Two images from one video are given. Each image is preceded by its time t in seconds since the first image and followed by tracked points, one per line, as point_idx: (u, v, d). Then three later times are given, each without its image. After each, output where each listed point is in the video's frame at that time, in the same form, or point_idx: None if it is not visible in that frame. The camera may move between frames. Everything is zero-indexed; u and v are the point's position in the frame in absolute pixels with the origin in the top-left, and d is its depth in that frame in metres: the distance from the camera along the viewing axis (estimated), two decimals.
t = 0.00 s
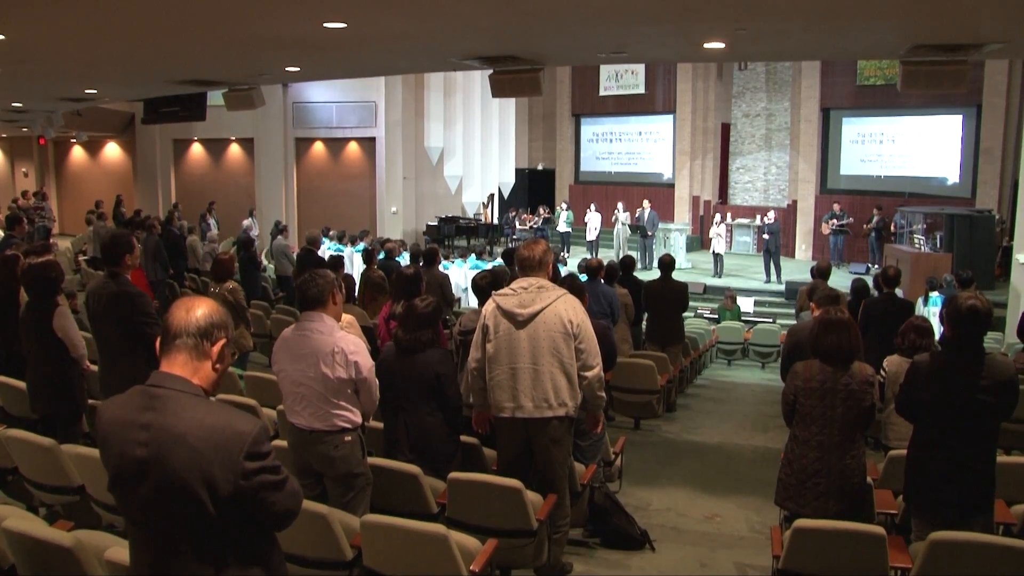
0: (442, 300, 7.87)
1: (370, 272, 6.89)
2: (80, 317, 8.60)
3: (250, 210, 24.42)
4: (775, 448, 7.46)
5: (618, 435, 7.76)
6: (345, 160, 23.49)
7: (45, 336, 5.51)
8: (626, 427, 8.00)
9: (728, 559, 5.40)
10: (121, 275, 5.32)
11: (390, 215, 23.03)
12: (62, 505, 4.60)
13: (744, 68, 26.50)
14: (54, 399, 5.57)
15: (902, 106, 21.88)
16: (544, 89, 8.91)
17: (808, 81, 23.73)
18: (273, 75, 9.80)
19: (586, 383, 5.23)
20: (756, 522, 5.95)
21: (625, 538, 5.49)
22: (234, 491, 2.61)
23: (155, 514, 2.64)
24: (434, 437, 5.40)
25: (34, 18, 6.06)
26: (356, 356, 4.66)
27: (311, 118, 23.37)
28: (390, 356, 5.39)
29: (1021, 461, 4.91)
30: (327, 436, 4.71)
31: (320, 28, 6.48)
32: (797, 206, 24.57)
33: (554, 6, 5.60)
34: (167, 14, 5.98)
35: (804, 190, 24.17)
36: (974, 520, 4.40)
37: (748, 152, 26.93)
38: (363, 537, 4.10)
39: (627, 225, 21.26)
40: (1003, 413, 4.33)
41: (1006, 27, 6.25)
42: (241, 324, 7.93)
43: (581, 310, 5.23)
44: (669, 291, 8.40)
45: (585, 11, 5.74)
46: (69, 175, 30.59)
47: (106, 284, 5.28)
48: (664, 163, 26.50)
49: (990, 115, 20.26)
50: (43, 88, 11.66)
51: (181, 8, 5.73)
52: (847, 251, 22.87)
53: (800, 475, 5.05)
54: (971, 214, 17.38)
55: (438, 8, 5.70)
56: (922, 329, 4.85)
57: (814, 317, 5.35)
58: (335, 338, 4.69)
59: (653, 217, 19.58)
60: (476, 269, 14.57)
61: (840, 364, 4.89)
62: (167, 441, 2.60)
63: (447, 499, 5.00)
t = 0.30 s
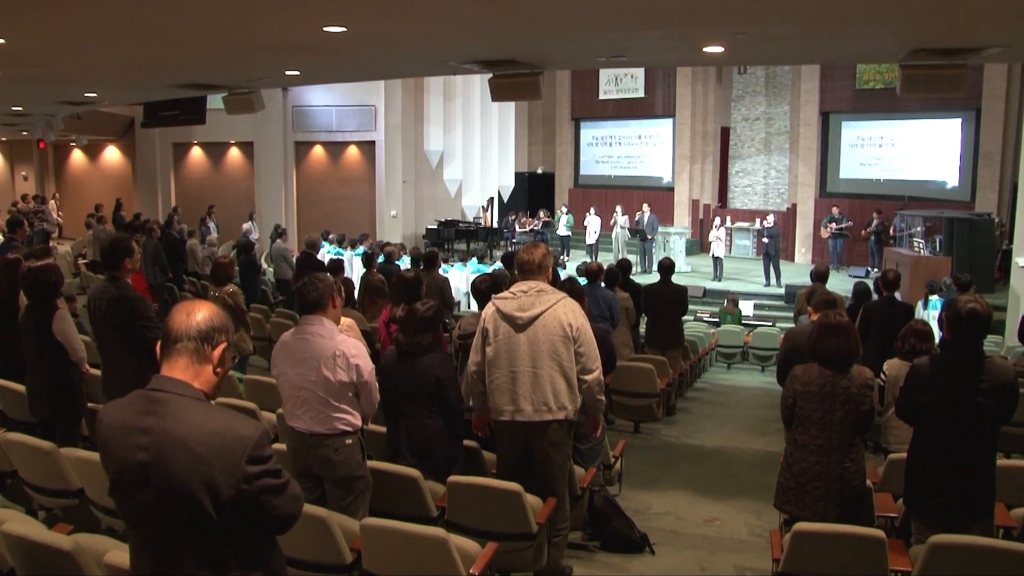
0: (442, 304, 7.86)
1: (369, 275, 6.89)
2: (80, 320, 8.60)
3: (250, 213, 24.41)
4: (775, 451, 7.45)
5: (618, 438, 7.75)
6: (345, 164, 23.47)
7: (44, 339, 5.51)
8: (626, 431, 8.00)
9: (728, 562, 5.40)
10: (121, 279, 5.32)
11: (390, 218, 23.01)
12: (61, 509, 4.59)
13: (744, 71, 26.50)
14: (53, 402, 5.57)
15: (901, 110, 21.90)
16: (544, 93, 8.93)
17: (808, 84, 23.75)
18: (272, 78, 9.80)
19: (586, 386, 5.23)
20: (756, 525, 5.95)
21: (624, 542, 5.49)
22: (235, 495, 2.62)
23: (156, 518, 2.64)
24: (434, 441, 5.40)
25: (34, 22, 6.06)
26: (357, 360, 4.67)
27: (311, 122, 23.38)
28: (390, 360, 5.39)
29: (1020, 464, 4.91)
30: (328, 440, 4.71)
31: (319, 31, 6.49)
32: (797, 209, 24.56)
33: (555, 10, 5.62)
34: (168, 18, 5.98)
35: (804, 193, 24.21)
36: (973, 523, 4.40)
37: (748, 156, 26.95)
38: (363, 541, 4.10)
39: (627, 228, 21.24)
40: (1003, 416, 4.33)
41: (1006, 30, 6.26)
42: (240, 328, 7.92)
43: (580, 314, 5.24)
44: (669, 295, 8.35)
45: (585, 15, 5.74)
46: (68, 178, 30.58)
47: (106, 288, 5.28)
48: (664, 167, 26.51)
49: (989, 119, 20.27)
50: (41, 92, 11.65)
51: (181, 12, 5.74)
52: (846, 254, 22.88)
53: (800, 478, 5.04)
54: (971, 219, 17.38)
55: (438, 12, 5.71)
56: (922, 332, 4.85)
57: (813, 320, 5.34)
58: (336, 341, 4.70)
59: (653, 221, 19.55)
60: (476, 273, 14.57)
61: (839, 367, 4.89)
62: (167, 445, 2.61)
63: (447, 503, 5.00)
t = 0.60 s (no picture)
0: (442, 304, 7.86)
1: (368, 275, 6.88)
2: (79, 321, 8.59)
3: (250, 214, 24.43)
4: (775, 452, 7.44)
5: (618, 439, 7.74)
6: (345, 165, 23.49)
7: (43, 340, 5.51)
8: (626, 431, 8.00)
9: (728, 562, 5.41)
10: (120, 280, 5.31)
11: (390, 219, 23.03)
12: (60, 509, 4.59)
13: (744, 72, 26.51)
14: (52, 403, 5.56)
15: (900, 110, 21.92)
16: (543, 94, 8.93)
17: (808, 85, 23.74)
18: (271, 79, 9.79)
19: (585, 387, 5.25)
20: (755, 526, 5.95)
21: (624, 542, 5.48)
22: (235, 495, 2.63)
23: (156, 518, 2.65)
24: (435, 442, 5.41)
25: (33, 23, 6.06)
26: (360, 360, 4.70)
27: (311, 122, 23.40)
28: (392, 362, 5.40)
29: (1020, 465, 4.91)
30: (330, 440, 4.71)
31: (319, 32, 6.49)
32: (797, 210, 24.54)
33: (554, 11, 5.62)
34: (168, 19, 5.97)
35: (803, 194, 24.22)
36: (973, 524, 4.40)
37: (748, 156, 26.95)
38: (362, 541, 4.10)
39: (626, 229, 21.23)
40: (1003, 417, 4.33)
41: (1005, 31, 6.26)
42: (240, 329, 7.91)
43: (580, 315, 5.26)
44: (670, 296, 8.35)
45: (584, 16, 5.75)
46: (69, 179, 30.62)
47: (105, 289, 5.27)
48: (664, 168, 26.54)
49: (989, 119, 20.28)
50: (40, 92, 11.65)
51: (180, 13, 5.75)
52: (846, 255, 22.88)
53: (799, 479, 5.04)
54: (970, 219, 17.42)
55: (438, 13, 5.72)
56: (922, 332, 4.84)
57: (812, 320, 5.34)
58: (338, 342, 4.71)
59: (653, 221, 19.54)
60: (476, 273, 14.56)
61: (839, 368, 4.90)
62: (167, 445, 2.61)
63: (446, 504, 5.00)
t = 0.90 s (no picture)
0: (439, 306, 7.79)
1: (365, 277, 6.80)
2: (70, 323, 8.50)
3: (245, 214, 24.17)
4: (779, 457, 7.37)
5: (619, 443, 7.66)
6: (344, 165, 23.44)
7: (33, 344, 5.43)
8: (628, 435, 7.91)
9: (730, 568, 5.33)
10: (111, 282, 5.23)
11: (388, 220, 23.09)
12: (50, 516, 4.50)
13: (747, 71, 26.49)
14: (44, 408, 5.49)
15: (905, 110, 21.89)
16: (543, 94, 8.87)
17: (812, 84, 23.68)
18: (269, 78, 9.73)
19: (586, 390, 5.22)
20: (759, 532, 5.86)
21: (626, 548, 5.39)
22: (227, 500, 2.55)
23: (146, 524, 2.57)
24: (436, 445, 5.34)
25: (26, 20, 5.98)
26: (358, 362, 4.66)
27: (308, 122, 23.32)
28: (394, 364, 5.34)
29: None
30: (328, 445, 4.63)
31: (316, 31, 6.43)
32: (801, 211, 24.44)
33: (554, 10, 5.57)
34: (164, 16, 5.89)
35: (807, 194, 24.07)
36: (982, 530, 4.32)
37: (751, 157, 26.77)
38: (360, 546, 4.01)
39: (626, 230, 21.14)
40: (1013, 422, 4.25)
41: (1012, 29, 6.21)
42: (237, 332, 7.82)
43: (581, 317, 5.25)
44: (671, 298, 8.28)
45: (584, 14, 5.69)
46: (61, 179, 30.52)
47: (97, 291, 5.18)
48: (666, 168, 26.46)
49: (997, 119, 20.21)
50: (33, 92, 11.57)
51: (175, 11, 5.69)
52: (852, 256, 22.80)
53: (803, 484, 4.97)
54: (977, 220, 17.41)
55: (436, 11, 5.67)
56: (928, 334, 4.77)
57: (812, 323, 5.26)
58: (336, 344, 4.65)
59: (655, 222, 19.46)
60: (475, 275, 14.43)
61: (844, 371, 4.83)
62: (159, 448, 2.54)
63: (445, 508, 4.91)
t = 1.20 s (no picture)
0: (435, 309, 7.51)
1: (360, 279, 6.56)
2: (47, 327, 8.21)
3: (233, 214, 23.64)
4: (793, 467, 7.12)
5: (626, 453, 7.40)
6: (335, 161, 22.95)
7: (6, 349, 5.18)
8: (634, 445, 7.64)
9: None
10: (88, 283, 4.98)
11: (383, 219, 22.67)
12: (21, 532, 4.25)
13: (760, 63, 26.20)
14: (17, 416, 5.24)
15: (930, 103, 21.56)
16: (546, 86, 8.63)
17: (830, 75, 23.41)
18: (257, 70, 9.47)
19: (590, 398, 5.04)
20: (773, 548, 5.60)
21: (632, 563, 5.14)
22: (207, 512, 2.43)
23: (122, 539, 2.44)
24: (433, 456, 5.09)
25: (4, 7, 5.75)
26: (349, 367, 4.42)
27: (299, 116, 22.80)
28: (388, 369, 5.09)
29: None
30: (316, 455, 4.37)
31: (307, 20, 6.20)
32: (817, 210, 24.14)
33: None
34: (147, 3, 5.66)
35: (825, 193, 23.76)
36: (1013, 548, 4.05)
37: (763, 152, 26.56)
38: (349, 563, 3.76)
39: (631, 230, 20.85)
40: None
41: None
42: (224, 336, 7.57)
43: (585, 321, 5.09)
44: (679, 301, 8.00)
45: (588, 1, 5.46)
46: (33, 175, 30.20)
47: (73, 293, 4.94)
48: (674, 164, 26.21)
49: None
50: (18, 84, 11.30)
51: None
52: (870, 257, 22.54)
53: (819, 498, 4.71)
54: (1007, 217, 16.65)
55: None
56: (952, 340, 4.57)
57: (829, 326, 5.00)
58: (324, 349, 4.42)
59: (663, 221, 19.19)
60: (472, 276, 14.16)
61: (863, 378, 4.59)
62: (134, 457, 2.42)
63: (443, 522, 4.66)
